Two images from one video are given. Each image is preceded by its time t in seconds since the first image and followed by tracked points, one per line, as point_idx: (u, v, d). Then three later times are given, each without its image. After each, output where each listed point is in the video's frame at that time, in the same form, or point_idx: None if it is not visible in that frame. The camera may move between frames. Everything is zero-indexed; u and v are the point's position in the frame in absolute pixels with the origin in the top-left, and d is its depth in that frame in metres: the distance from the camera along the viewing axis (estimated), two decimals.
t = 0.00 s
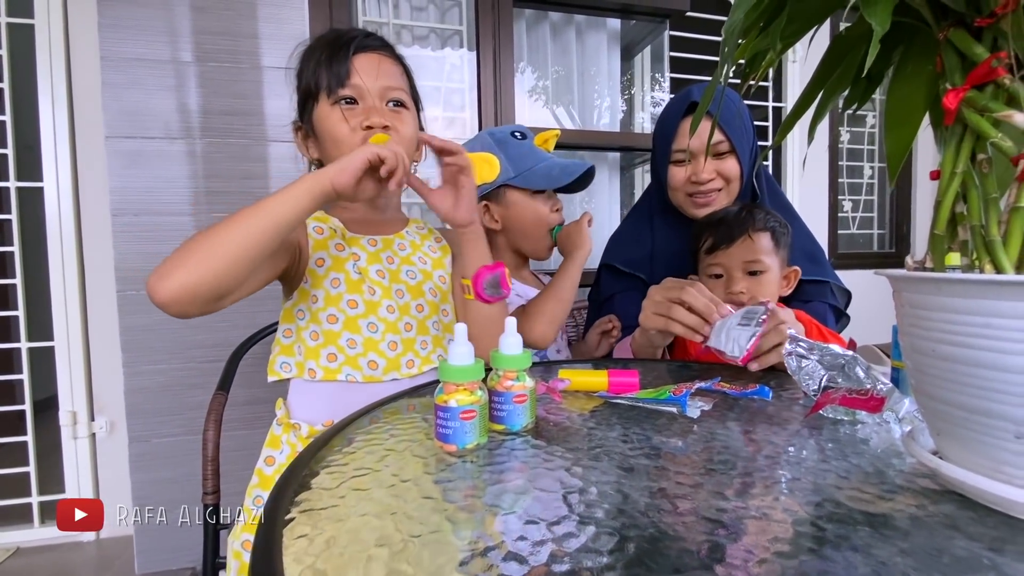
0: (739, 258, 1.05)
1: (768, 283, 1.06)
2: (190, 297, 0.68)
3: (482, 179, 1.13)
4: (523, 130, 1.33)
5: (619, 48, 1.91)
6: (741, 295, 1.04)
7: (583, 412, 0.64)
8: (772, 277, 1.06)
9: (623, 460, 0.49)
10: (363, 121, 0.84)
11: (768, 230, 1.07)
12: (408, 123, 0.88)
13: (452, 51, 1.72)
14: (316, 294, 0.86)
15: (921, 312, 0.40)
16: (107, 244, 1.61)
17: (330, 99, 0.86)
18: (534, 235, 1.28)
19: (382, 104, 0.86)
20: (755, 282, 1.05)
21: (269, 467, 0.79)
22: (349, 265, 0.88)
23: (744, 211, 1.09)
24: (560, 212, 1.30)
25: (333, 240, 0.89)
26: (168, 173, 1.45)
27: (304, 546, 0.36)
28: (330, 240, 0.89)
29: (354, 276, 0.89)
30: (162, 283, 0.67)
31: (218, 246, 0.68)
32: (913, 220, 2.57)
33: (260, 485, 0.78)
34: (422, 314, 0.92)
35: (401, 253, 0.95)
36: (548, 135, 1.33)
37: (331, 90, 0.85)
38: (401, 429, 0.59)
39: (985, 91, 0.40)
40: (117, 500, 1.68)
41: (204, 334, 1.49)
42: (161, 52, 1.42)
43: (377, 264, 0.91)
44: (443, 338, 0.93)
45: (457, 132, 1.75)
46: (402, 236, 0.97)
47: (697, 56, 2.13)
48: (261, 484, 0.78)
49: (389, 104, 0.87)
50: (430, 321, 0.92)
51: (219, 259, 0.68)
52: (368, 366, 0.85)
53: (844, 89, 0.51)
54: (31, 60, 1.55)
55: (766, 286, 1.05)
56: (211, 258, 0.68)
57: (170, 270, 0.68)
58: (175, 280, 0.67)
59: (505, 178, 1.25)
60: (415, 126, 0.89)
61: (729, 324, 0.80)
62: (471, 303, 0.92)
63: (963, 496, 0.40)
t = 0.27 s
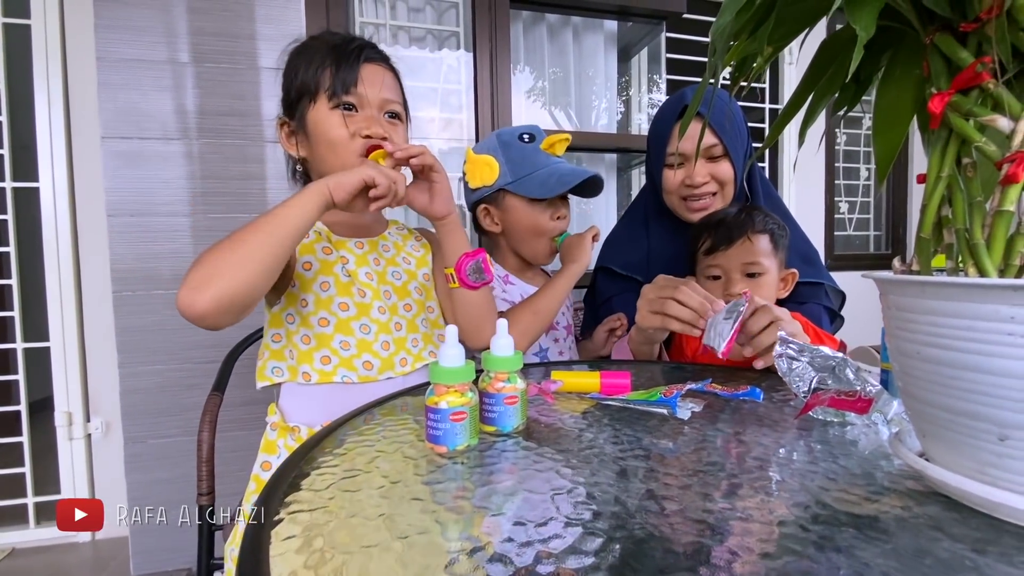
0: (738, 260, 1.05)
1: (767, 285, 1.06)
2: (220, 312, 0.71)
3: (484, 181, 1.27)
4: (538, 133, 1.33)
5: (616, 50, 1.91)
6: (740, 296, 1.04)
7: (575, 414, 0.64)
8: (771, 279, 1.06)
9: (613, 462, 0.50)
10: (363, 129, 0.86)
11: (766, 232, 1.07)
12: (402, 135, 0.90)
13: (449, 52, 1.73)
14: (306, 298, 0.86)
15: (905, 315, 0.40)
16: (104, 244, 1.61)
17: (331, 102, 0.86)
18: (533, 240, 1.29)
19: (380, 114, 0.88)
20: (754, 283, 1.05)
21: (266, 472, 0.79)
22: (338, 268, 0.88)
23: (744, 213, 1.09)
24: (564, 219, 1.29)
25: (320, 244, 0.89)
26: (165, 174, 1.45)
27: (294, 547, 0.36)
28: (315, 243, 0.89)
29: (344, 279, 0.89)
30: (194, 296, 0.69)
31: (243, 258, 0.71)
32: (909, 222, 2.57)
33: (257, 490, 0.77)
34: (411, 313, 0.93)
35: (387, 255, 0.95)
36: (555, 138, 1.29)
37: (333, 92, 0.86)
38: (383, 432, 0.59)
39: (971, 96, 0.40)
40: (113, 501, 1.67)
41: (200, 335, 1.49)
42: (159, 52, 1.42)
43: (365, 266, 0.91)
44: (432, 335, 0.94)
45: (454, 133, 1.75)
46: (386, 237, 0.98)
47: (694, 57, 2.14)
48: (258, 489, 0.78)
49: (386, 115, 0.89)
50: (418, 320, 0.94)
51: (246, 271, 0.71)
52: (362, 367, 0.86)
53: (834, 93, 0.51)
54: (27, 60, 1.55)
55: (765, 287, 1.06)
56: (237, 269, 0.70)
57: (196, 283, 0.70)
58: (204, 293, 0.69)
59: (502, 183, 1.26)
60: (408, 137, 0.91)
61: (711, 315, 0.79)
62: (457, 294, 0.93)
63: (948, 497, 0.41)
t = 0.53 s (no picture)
0: (734, 260, 1.05)
1: (764, 285, 1.06)
2: (258, 325, 0.73)
3: (494, 181, 1.26)
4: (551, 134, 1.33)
5: (615, 51, 1.91)
6: (735, 296, 1.04)
7: (573, 413, 0.64)
8: (767, 279, 1.06)
9: (612, 462, 0.50)
10: (369, 124, 0.86)
11: (763, 232, 1.07)
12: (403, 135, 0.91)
13: (448, 52, 1.73)
14: (307, 298, 0.85)
15: (904, 315, 0.40)
16: (101, 244, 1.61)
17: (338, 95, 0.85)
18: (540, 242, 1.29)
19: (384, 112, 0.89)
20: (750, 284, 1.05)
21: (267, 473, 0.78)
22: (339, 269, 0.88)
23: (741, 214, 1.09)
24: (571, 221, 1.29)
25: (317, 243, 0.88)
26: (163, 174, 1.45)
27: (291, 547, 0.36)
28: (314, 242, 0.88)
29: (345, 279, 0.88)
30: (233, 314, 0.71)
31: (275, 272, 0.72)
32: (906, 223, 2.58)
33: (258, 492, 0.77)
34: (406, 313, 0.94)
35: (382, 256, 0.96)
36: (566, 140, 1.28)
37: (341, 86, 0.86)
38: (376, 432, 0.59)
39: (969, 96, 0.40)
40: (110, 501, 1.67)
41: (197, 335, 1.49)
42: (158, 52, 1.42)
43: (365, 266, 0.91)
44: (426, 334, 0.96)
45: (453, 133, 1.75)
46: (379, 237, 0.99)
47: (693, 58, 2.14)
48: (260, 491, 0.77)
49: (389, 113, 0.90)
50: (413, 319, 0.95)
51: (279, 285, 0.72)
52: (366, 366, 0.86)
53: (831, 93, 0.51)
54: (25, 60, 1.54)
55: (761, 287, 1.06)
56: (271, 282, 0.72)
57: (232, 301, 0.71)
58: (241, 309, 0.71)
59: (510, 184, 1.27)
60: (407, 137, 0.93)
61: (716, 342, 0.76)
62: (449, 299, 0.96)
63: (946, 498, 0.41)
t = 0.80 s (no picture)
0: (731, 259, 1.05)
1: (761, 284, 1.06)
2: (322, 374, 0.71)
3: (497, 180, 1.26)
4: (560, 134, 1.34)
5: (614, 51, 1.91)
6: (733, 296, 1.04)
7: (572, 413, 0.64)
8: (765, 278, 1.06)
9: (610, 462, 0.50)
10: (389, 123, 0.86)
11: (760, 232, 1.07)
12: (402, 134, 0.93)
13: (447, 52, 1.73)
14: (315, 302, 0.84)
15: (902, 315, 0.40)
16: (98, 244, 1.60)
17: (360, 91, 0.83)
18: (543, 241, 1.29)
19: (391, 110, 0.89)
20: (747, 283, 1.05)
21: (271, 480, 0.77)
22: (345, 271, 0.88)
23: (738, 215, 1.10)
24: (575, 222, 1.28)
25: (323, 246, 0.86)
26: (161, 174, 1.44)
27: (288, 547, 0.36)
28: (320, 246, 0.86)
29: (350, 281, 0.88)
30: (305, 370, 0.68)
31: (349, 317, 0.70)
32: (905, 224, 2.58)
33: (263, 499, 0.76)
34: (405, 314, 0.96)
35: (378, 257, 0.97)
36: (572, 141, 1.27)
37: (362, 82, 0.84)
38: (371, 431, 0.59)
39: (966, 96, 0.40)
40: (107, 501, 1.67)
41: (195, 335, 1.49)
42: (156, 51, 1.42)
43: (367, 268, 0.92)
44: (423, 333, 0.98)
45: (452, 133, 1.75)
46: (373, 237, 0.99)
47: (692, 59, 2.14)
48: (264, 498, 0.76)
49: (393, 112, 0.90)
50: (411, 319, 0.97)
51: (350, 336, 0.71)
52: (376, 368, 0.86)
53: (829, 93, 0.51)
54: (23, 59, 1.54)
55: (759, 286, 1.05)
56: (344, 328, 0.69)
57: (304, 356, 0.68)
58: (311, 359, 0.68)
59: (513, 184, 1.28)
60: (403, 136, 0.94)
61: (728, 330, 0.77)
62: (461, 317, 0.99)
63: (944, 498, 0.41)
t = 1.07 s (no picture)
0: (733, 259, 1.05)
1: (763, 284, 1.06)
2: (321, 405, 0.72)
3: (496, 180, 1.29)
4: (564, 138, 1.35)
5: (614, 51, 1.91)
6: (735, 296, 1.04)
7: (572, 412, 0.64)
8: (766, 278, 1.06)
9: (609, 461, 0.49)
10: (392, 118, 0.89)
11: (761, 232, 1.07)
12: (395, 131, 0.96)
13: (447, 52, 1.73)
14: (310, 305, 0.85)
15: (902, 313, 0.40)
16: (97, 243, 1.60)
17: (367, 86, 0.86)
18: (542, 240, 1.30)
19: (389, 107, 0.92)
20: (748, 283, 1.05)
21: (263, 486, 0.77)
22: (341, 274, 0.88)
23: (738, 214, 1.10)
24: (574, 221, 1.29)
25: (320, 248, 0.87)
26: (160, 173, 1.44)
27: (288, 546, 0.35)
28: (316, 246, 0.86)
29: (345, 284, 0.89)
30: (310, 402, 0.69)
31: (364, 347, 0.70)
32: (903, 225, 2.59)
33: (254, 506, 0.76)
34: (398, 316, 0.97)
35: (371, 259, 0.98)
36: (568, 140, 1.26)
37: (369, 77, 0.86)
38: (369, 429, 0.59)
39: (966, 94, 0.40)
40: (105, 501, 1.67)
41: (194, 334, 1.49)
42: (155, 50, 1.41)
43: (361, 271, 0.92)
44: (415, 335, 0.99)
45: (452, 133, 1.75)
46: (364, 238, 0.98)
47: (691, 59, 2.14)
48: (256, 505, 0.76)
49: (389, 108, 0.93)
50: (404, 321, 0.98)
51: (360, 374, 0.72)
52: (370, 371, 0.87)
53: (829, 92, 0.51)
54: (22, 58, 1.54)
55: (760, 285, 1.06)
56: (357, 356, 0.70)
57: (314, 391, 0.69)
58: (326, 388, 0.69)
59: (512, 184, 1.28)
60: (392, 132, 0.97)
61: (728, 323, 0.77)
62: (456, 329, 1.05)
63: (944, 496, 0.40)
